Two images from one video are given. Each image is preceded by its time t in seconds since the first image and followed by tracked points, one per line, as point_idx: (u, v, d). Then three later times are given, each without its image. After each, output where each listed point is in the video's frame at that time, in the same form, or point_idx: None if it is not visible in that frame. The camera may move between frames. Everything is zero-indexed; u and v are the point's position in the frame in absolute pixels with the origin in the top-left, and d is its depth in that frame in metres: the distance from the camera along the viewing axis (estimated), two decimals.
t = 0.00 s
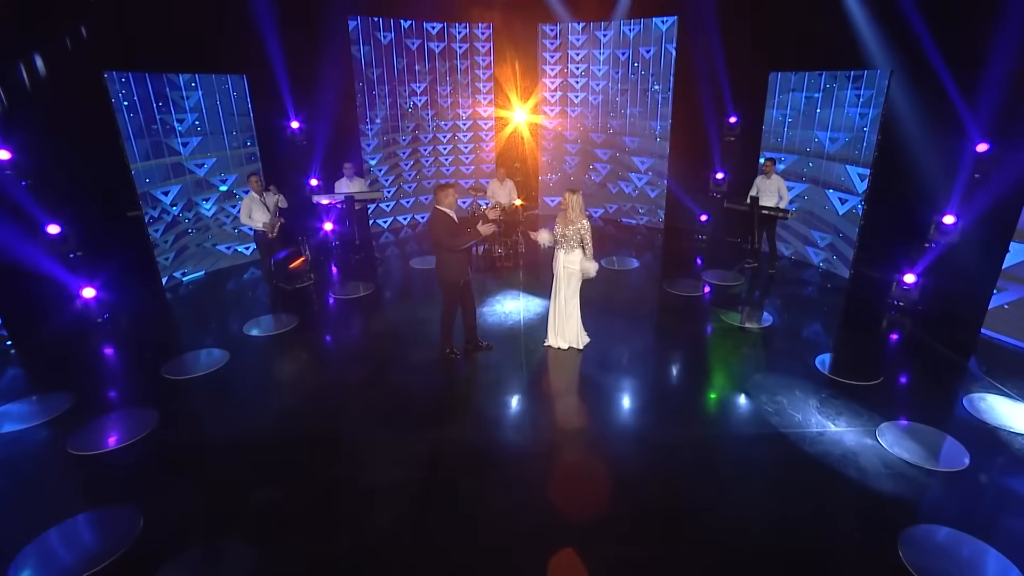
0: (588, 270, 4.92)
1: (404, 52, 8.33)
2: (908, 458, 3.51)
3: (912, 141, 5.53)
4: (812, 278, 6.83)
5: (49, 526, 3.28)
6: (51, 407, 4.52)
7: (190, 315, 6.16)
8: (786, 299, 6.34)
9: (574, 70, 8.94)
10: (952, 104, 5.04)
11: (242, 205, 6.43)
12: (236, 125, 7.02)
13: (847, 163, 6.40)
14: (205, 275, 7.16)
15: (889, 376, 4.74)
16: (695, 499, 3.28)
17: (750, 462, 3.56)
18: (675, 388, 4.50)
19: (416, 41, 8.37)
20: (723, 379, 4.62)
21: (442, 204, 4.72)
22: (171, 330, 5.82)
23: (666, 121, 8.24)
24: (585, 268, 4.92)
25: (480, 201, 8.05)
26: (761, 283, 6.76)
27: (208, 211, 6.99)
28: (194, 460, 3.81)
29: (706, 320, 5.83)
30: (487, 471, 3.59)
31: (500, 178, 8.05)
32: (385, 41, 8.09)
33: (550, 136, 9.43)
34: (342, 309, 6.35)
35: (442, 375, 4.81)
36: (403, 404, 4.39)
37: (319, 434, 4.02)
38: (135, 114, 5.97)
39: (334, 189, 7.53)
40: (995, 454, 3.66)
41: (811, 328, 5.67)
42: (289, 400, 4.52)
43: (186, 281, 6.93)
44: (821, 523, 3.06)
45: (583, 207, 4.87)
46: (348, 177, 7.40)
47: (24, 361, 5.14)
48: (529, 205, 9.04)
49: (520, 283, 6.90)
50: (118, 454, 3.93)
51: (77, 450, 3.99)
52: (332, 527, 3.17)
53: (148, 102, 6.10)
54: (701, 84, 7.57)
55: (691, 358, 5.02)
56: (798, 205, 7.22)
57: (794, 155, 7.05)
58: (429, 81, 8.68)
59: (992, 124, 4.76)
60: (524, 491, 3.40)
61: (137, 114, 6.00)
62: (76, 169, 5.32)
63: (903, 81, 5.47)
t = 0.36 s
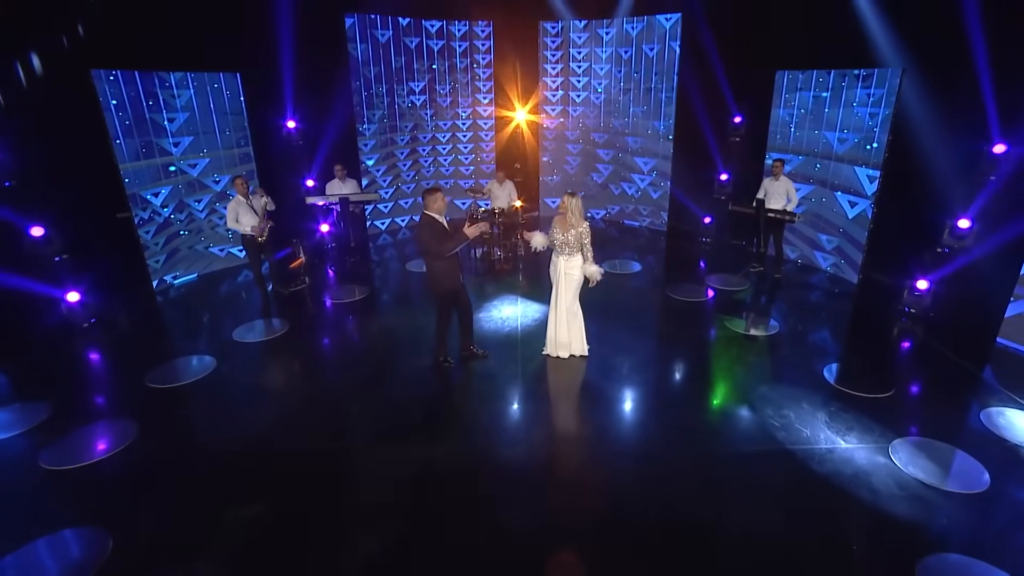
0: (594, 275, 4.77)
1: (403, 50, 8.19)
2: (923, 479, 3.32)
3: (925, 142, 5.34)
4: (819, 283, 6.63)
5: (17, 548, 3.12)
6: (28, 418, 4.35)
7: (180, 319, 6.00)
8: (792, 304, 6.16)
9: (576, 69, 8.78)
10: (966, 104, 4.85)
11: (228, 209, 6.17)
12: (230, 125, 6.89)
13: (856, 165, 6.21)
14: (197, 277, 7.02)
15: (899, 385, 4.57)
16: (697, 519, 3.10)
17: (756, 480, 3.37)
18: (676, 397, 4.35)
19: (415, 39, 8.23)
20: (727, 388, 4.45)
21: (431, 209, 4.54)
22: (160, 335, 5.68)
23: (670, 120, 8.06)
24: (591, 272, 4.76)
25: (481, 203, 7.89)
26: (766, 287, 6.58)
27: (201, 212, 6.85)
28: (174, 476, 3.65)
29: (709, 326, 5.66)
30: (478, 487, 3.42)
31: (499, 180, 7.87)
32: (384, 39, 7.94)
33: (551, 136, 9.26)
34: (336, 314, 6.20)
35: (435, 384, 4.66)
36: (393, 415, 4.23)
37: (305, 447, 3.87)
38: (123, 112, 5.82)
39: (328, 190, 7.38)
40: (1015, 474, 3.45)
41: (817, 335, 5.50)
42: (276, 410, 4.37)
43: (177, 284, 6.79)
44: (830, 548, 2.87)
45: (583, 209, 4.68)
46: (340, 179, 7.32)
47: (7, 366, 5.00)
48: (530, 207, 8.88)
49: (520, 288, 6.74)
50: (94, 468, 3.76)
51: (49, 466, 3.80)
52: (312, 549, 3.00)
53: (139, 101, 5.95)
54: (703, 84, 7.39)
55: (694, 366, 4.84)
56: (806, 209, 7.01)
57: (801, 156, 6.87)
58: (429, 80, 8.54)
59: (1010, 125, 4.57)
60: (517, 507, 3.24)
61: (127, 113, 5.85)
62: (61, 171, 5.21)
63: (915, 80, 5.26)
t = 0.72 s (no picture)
0: (589, 282, 4.55)
1: (401, 49, 8.03)
2: (937, 500, 3.14)
3: (937, 144, 5.14)
4: (826, 287, 6.45)
5: None
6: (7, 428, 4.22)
7: (168, 323, 5.86)
8: (798, 309, 5.97)
9: (578, 68, 8.60)
10: (982, 104, 4.64)
11: (217, 212, 6.03)
12: (223, 124, 6.76)
13: (864, 166, 6.03)
14: (189, 280, 6.89)
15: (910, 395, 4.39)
16: (696, 545, 2.93)
17: (760, 502, 3.20)
18: (677, 409, 4.18)
19: (413, 37, 8.07)
20: (729, 399, 4.28)
21: (429, 212, 4.41)
22: (148, 340, 5.54)
23: (673, 120, 7.88)
24: (585, 279, 4.55)
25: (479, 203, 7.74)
26: (771, 292, 6.39)
27: (193, 213, 6.72)
28: (149, 494, 3.49)
29: (711, 332, 5.49)
30: (468, 505, 3.27)
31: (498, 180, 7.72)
32: (381, 37, 7.79)
33: (552, 136, 9.09)
34: (329, 318, 6.06)
35: (427, 394, 4.50)
36: (382, 427, 4.08)
37: (288, 462, 3.72)
38: (112, 112, 5.66)
39: (323, 191, 7.23)
40: None
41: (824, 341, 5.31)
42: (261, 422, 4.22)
43: (168, 287, 6.66)
44: None
45: (583, 212, 4.48)
46: (333, 180, 7.17)
47: None
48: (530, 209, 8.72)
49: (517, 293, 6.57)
50: (67, 485, 3.60)
51: (20, 484, 3.64)
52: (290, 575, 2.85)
53: (128, 100, 5.80)
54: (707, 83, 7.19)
55: (696, 374, 4.67)
56: (813, 212, 6.82)
57: (808, 156, 6.69)
58: (427, 79, 8.38)
59: None
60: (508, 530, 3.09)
61: (115, 113, 5.70)
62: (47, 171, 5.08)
63: (927, 78, 5.07)
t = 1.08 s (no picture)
0: (586, 289, 4.33)
1: (398, 47, 7.89)
2: (952, 525, 2.97)
3: (949, 145, 4.95)
4: (832, 292, 6.27)
5: None
6: None
7: (156, 328, 5.74)
8: (802, 315, 5.80)
9: (579, 66, 8.43)
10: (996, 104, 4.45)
11: (207, 215, 5.97)
12: (215, 124, 6.62)
13: (871, 167, 5.85)
14: (180, 282, 6.77)
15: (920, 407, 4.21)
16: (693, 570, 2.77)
17: (762, 525, 3.03)
18: (677, 421, 4.01)
19: (411, 35, 7.93)
20: (731, 410, 4.11)
21: (441, 213, 4.26)
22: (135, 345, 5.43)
23: (675, 120, 7.72)
24: (582, 286, 4.34)
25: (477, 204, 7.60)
26: (775, 297, 6.22)
27: (184, 215, 6.60)
28: (123, 510, 3.36)
29: (714, 339, 5.32)
30: (455, 526, 3.12)
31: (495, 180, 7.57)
32: (378, 35, 7.65)
33: (553, 136, 8.91)
34: (321, 323, 5.92)
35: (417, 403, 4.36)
36: (370, 438, 3.94)
37: (270, 476, 3.58)
38: (100, 111, 5.55)
39: (318, 192, 7.09)
40: None
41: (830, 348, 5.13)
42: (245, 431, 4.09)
43: (159, 289, 6.54)
44: None
45: (583, 216, 4.31)
46: (328, 182, 7.05)
47: None
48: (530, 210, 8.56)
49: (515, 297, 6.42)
50: (40, 498, 3.48)
51: None
52: None
53: (117, 99, 5.68)
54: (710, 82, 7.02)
55: (697, 384, 4.51)
56: (820, 216, 6.64)
57: (814, 157, 6.51)
58: (425, 78, 8.24)
59: None
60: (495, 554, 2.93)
61: (104, 112, 5.59)
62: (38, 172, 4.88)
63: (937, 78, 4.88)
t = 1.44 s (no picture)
0: (572, 300, 4.22)
1: (396, 45, 7.75)
2: (966, 551, 2.81)
3: (962, 146, 4.76)
4: (838, 297, 6.10)
5: None
6: None
7: (145, 331, 5.61)
8: (808, 321, 5.62)
9: (580, 65, 8.25)
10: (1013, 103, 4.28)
11: (198, 215, 5.78)
12: (207, 124, 6.50)
13: (879, 170, 5.64)
14: (173, 285, 6.68)
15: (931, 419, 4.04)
16: None
17: (764, 548, 2.87)
18: (676, 433, 3.86)
19: (409, 34, 7.79)
20: (733, 422, 3.95)
21: (457, 214, 4.09)
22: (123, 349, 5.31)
23: (678, 120, 7.55)
24: (568, 296, 4.22)
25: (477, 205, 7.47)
26: (780, 302, 6.04)
27: (176, 217, 6.48)
28: (97, 521, 3.22)
29: (716, 346, 5.16)
30: (440, 545, 2.97)
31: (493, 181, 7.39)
32: (375, 33, 7.52)
33: (553, 136, 8.75)
34: (314, 326, 5.80)
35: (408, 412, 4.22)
36: (357, 449, 3.80)
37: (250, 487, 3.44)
38: (88, 110, 5.42)
39: (313, 193, 6.96)
40: None
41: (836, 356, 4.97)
42: (229, 440, 3.95)
43: (150, 292, 6.44)
44: None
45: (582, 221, 4.15)
46: (324, 183, 6.91)
47: None
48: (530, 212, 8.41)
49: (513, 301, 6.28)
50: (12, 508, 3.34)
51: None
52: None
53: (105, 98, 5.56)
54: (715, 81, 6.86)
55: (697, 393, 4.35)
56: (828, 219, 6.43)
57: (820, 159, 6.26)
58: (423, 77, 8.10)
59: None
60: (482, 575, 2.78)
61: (92, 111, 5.46)
62: (23, 172, 4.74)
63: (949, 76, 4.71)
